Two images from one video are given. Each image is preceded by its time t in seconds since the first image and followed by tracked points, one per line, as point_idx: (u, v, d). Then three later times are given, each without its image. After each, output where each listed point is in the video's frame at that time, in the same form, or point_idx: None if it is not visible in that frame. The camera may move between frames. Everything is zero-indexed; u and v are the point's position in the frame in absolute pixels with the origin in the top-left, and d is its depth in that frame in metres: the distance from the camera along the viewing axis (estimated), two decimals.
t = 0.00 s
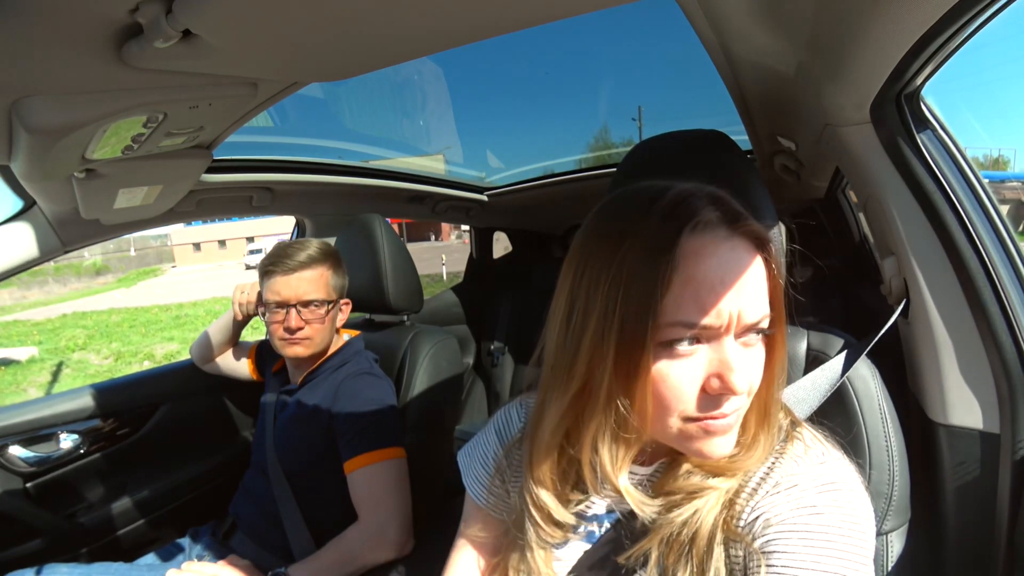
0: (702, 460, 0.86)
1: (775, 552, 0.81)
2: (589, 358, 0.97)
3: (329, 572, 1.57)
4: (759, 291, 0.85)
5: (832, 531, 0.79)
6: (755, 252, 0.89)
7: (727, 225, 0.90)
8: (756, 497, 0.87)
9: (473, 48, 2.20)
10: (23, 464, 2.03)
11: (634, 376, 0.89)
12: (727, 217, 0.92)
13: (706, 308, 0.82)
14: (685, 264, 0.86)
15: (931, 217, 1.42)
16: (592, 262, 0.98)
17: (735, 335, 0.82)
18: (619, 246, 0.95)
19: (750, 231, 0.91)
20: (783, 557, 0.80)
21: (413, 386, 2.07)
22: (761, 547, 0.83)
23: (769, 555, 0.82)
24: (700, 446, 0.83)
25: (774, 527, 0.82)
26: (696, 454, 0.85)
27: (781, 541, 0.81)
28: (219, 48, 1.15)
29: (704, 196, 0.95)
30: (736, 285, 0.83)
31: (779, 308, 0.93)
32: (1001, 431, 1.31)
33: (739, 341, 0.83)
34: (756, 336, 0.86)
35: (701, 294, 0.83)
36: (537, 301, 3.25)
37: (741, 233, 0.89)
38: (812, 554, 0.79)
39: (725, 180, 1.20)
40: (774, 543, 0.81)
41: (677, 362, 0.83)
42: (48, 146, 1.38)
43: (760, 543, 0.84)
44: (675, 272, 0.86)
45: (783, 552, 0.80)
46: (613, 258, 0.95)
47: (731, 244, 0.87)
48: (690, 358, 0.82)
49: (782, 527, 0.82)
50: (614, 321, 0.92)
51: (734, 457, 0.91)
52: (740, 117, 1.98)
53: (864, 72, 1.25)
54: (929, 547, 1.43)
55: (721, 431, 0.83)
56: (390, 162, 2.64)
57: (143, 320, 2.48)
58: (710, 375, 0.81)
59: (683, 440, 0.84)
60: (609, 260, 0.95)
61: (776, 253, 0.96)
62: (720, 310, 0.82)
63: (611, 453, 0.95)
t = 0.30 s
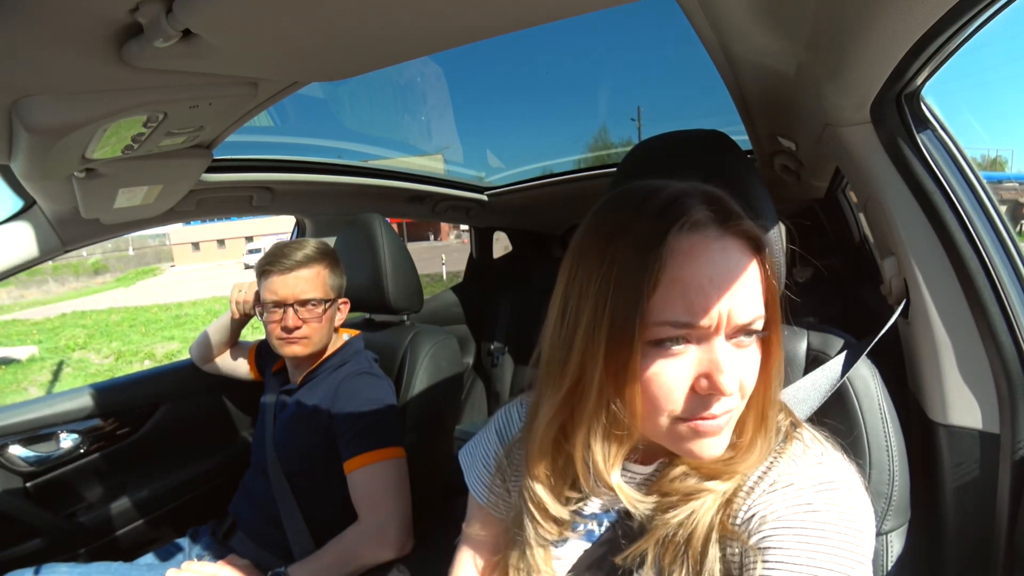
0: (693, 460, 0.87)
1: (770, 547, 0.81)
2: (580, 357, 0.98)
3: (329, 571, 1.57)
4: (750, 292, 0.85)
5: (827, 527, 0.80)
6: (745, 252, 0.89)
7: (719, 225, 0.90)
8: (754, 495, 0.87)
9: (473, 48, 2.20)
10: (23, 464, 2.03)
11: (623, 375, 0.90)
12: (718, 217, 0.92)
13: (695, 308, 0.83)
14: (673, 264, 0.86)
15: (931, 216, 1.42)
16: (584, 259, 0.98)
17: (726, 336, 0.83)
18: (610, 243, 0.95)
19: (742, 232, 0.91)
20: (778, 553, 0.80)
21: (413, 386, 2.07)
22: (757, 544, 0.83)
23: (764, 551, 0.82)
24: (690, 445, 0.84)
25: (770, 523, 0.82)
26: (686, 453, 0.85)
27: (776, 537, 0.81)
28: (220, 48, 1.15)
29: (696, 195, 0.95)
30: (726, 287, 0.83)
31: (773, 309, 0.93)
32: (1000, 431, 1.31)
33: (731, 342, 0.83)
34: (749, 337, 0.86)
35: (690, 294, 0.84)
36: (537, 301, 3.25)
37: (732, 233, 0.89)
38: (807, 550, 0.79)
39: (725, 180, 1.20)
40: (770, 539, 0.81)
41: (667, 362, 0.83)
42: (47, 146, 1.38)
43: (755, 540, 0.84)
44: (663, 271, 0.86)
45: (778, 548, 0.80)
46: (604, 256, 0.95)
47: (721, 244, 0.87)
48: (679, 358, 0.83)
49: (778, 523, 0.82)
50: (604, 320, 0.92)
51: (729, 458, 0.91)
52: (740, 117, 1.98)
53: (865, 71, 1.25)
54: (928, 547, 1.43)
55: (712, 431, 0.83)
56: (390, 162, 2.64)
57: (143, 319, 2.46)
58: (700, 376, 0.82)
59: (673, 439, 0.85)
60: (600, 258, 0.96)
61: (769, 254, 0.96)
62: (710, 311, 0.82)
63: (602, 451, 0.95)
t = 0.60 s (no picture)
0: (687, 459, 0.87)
1: (764, 544, 0.81)
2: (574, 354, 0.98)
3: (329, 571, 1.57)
4: (741, 291, 0.85)
5: (820, 525, 0.79)
6: (738, 251, 0.88)
7: (711, 223, 0.90)
8: (750, 493, 0.87)
9: (472, 48, 2.20)
10: (22, 464, 2.02)
11: (615, 373, 0.90)
12: (711, 216, 0.92)
13: (686, 307, 0.83)
14: (665, 263, 0.86)
15: (931, 216, 1.42)
16: (579, 257, 0.99)
17: (718, 335, 0.83)
18: (604, 241, 0.95)
19: (735, 231, 0.90)
20: (771, 551, 0.80)
21: (413, 386, 2.07)
22: (751, 542, 0.83)
23: (758, 549, 0.82)
24: (682, 443, 0.84)
25: (764, 520, 0.83)
26: (679, 451, 0.85)
27: (770, 534, 0.81)
28: (220, 48, 1.15)
29: (691, 194, 0.95)
30: (717, 286, 0.83)
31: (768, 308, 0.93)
32: (1000, 430, 1.31)
33: (723, 342, 0.83)
34: (743, 336, 0.86)
35: (681, 292, 0.84)
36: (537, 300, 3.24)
37: (725, 232, 0.89)
38: (800, 547, 0.79)
39: (725, 179, 1.20)
40: (763, 537, 0.82)
41: (658, 360, 0.84)
42: (47, 145, 1.38)
43: (750, 538, 0.84)
44: (654, 269, 0.87)
45: (771, 545, 0.80)
46: (598, 254, 0.95)
47: (713, 243, 0.87)
48: (670, 356, 0.83)
49: (771, 520, 0.82)
50: (596, 317, 0.93)
51: (723, 459, 0.91)
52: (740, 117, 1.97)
53: (865, 71, 1.25)
54: (928, 547, 1.43)
55: (704, 430, 0.83)
56: (391, 162, 2.64)
57: (142, 319, 2.42)
58: (691, 375, 0.82)
59: (664, 437, 0.85)
60: (594, 255, 0.96)
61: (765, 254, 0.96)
62: (701, 310, 0.82)
63: (595, 448, 0.96)
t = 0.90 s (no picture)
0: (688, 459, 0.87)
1: (764, 544, 0.81)
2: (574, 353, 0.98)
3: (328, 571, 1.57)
4: (740, 292, 0.85)
5: (821, 525, 0.80)
6: (737, 252, 0.88)
7: (711, 224, 0.90)
8: (750, 493, 0.87)
9: (472, 48, 2.20)
10: (22, 464, 2.02)
11: (614, 372, 0.90)
12: (710, 216, 0.91)
13: (686, 307, 0.83)
14: (665, 264, 0.86)
15: (931, 217, 1.42)
16: (579, 256, 0.99)
17: (718, 335, 0.83)
18: (604, 240, 0.95)
19: (734, 232, 0.90)
20: (771, 550, 0.80)
21: (412, 386, 2.07)
22: (751, 542, 0.83)
23: (759, 549, 0.82)
24: (682, 443, 0.84)
25: (764, 521, 0.83)
26: (679, 451, 0.85)
27: (770, 534, 0.81)
28: (220, 47, 1.15)
29: (691, 194, 0.95)
30: (717, 286, 0.83)
31: (767, 309, 0.93)
32: (1000, 431, 1.31)
33: (723, 342, 0.83)
34: (743, 337, 0.86)
35: (681, 293, 0.84)
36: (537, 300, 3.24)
37: (724, 233, 0.89)
38: (801, 546, 0.79)
39: (725, 179, 1.20)
40: (764, 537, 0.82)
41: (658, 361, 0.84)
42: (47, 145, 1.38)
43: (750, 538, 0.84)
44: (654, 269, 0.87)
45: (771, 544, 0.80)
46: (598, 254, 0.95)
47: (712, 243, 0.87)
48: (670, 356, 0.84)
49: (772, 520, 0.82)
50: (596, 317, 0.93)
51: (723, 459, 0.91)
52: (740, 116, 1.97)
53: (865, 71, 1.25)
54: (928, 547, 1.43)
55: (704, 430, 0.83)
56: (391, 162, 2.64)
57: (142, 319, 2.43)
58: (691, 375, 0.82)
59: (664, 437, 0.85)
60: (594, 255, 0.96)
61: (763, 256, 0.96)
62: (700, 311, 0.82)
63: (596, 447, 0.96)
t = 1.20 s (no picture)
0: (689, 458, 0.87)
1: (762, 541, 0.81)
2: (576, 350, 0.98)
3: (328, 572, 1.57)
4: (740, 290, 0.85)
5: (819, 522, 0.79)
6: (737, 250, 0.88)
7: (710, 223, 0.90)
8: (749, 491, 0.87)
9: (472, 48, 2.21)
10: (22, 463, 2.02)
11: (614, 370, 0.90)
12: (710, 215, 0.91)
13: (685, 305, 0.83)
14: (664, 262, 0.86)
15: (931, 217, 1.42)
16: (579, 255, 0.99)
17: (717, 333, 0.83)
18: (604, 238, 0.95)
19: (734, 231, 0.90)
20: (769, 548, 0.80)
21: (412, 387, 2.07)
22: (750, 540, 0.83)
23: (757, 546, 0.82)
24: (682, 442, 0.84)
25: (763, 518, 0.83)
26: (679, 449, 0.85)
27: (768, 531, 0.82)
28: (220, 47, 1.15)
29: (690, 194, 0.95)
30: (716, 286, 0.83)
31: (767, 308, 0.93)
32: (1000, 431, 1.31)
33: (722, 339, 0.83)
34: (743, 335, 0.86)
35: (680, 290, 0.84)
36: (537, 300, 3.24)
37: (724, 231, 0.89)
38: (799, 543, 0.79)
39: (725, 179, 1.20)
40: (763, 535, 0.82)
41: (658, 358, 0.84)
42: (47, 145, 1.38)
43: (749, 536, 0.84)
44: (653, 266, 0.87)
45: (770, 541, 0.80)
46: (598, 253, 0.95)
47: (712, 242, 0.87)
48: (670, 353, 0.84)
49: (770, 517, 0.82)
50: (597, 315, 0.92)
51: (723, 458, 0.91)
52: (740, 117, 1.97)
53: (865, 71, 1.25)
54: (928, 547, 1.43)
55: (703, 428, 0.83)
56: (391, 162, 2.64)
57: (142, 319, 2.45)
58: (690, 371, 0.82)
59: (663, 435, 0.85)
60: (594, 253, 0.96)
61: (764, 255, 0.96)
62: (700, 309, 0.82)
63: (597, 444, 0.95)
